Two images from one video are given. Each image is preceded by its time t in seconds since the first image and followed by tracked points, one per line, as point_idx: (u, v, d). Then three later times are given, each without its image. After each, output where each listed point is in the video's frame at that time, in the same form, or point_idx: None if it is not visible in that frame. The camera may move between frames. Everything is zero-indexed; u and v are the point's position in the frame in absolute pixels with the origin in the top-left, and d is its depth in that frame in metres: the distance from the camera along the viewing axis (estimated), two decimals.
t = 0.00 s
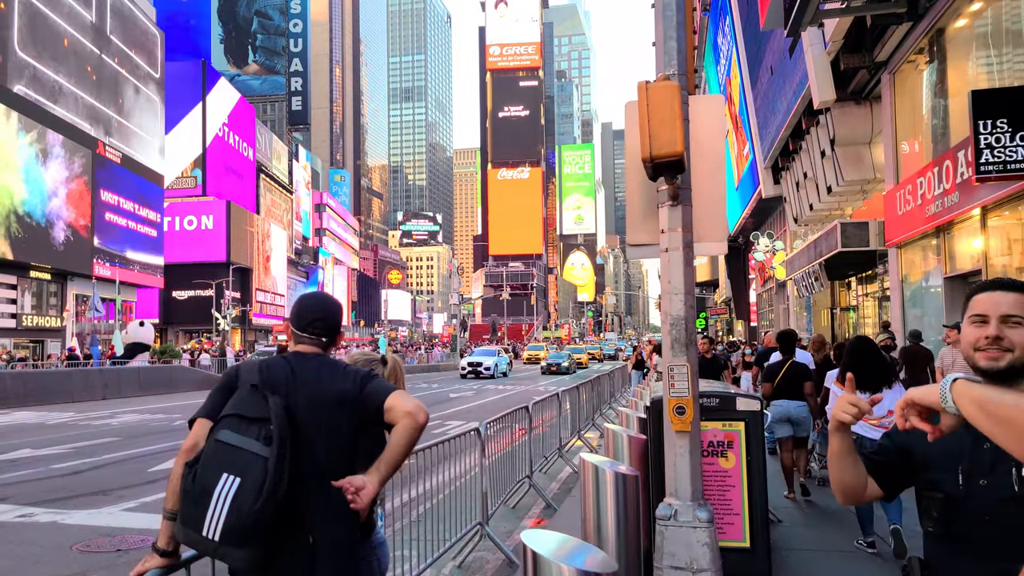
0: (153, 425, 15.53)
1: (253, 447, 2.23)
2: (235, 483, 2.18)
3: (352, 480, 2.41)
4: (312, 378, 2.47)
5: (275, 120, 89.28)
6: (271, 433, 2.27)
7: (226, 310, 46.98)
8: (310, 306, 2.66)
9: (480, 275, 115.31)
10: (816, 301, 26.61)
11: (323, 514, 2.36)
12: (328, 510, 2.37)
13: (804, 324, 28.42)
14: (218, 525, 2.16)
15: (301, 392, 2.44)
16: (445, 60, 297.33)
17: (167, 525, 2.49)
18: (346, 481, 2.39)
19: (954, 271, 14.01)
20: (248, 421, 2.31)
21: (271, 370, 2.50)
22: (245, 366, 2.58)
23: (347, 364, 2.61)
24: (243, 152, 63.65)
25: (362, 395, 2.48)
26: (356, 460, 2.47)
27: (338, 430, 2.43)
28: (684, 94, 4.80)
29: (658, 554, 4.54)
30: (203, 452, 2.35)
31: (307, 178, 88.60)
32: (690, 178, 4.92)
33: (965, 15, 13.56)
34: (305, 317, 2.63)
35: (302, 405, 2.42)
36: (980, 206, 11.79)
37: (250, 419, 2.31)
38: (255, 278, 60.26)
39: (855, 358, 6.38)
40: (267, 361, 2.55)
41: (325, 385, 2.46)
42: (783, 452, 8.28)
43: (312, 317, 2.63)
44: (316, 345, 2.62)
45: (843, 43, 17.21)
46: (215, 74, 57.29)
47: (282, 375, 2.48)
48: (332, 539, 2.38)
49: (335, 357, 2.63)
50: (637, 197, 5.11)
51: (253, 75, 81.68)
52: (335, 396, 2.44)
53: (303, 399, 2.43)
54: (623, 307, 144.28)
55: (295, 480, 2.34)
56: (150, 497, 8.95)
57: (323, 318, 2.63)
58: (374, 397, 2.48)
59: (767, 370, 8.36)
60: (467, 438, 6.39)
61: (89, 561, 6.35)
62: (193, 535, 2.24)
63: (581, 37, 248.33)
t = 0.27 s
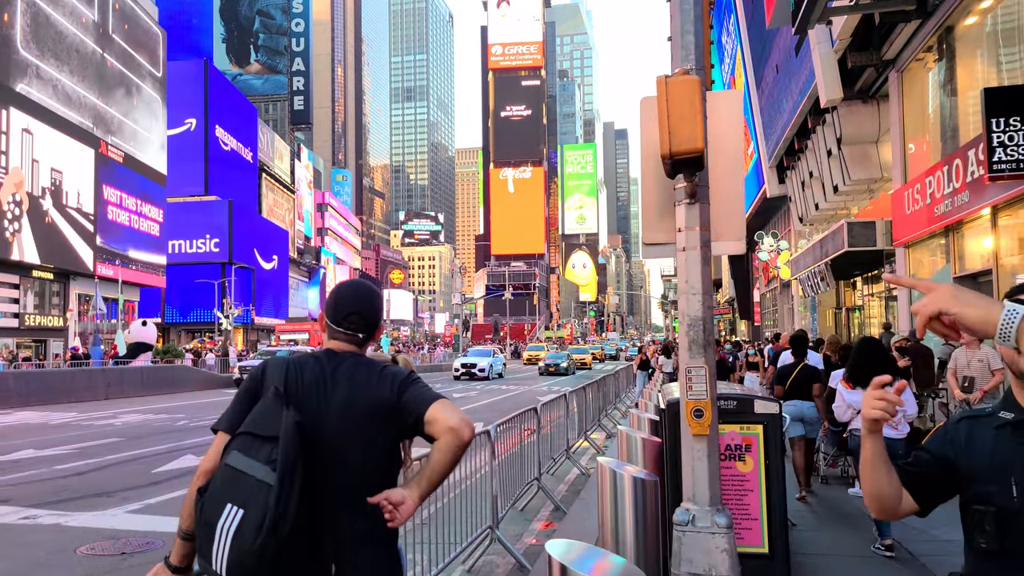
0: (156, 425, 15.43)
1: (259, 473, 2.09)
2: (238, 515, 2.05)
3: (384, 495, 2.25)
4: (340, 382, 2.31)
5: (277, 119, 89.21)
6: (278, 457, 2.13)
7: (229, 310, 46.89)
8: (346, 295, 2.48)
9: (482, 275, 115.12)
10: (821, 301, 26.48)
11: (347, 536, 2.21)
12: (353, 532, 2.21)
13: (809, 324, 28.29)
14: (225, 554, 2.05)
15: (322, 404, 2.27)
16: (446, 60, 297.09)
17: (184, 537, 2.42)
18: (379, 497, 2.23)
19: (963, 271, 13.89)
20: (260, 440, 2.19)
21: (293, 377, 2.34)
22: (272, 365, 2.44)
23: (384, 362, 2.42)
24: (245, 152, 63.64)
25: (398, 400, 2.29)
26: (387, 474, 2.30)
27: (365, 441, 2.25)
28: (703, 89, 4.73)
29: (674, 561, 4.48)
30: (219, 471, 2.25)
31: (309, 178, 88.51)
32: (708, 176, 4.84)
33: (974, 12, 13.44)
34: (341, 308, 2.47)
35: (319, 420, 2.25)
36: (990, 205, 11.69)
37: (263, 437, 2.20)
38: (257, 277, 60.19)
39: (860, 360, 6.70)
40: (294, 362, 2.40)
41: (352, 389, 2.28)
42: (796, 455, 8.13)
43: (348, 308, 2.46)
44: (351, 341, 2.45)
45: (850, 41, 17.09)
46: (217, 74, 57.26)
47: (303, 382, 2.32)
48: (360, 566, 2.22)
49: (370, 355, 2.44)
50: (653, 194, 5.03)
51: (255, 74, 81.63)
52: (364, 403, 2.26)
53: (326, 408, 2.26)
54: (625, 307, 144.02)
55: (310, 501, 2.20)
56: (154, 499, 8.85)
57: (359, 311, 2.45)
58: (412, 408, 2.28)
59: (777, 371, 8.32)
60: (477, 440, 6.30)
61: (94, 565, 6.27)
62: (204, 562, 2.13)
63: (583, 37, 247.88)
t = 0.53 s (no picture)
0: (159, 425, 15.34)
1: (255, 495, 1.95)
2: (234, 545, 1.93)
3: (411, 512, 2.16)
4: (361, 388, 2.22)
5: (279, 119, 89.05)
6: (281, 476, 1.97)
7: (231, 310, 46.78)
8: (370, 289, 2.42)
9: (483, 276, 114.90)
10: (826, 302, 26.34)
11: (370, 556, 2.10)
12: (377, 548, 2.12)
13: (813, 324, 28.14)
14: None
15: (339, 410, 2.17)
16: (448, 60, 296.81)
17: (195, 555, 2.34)
18: (410, 511, 2.16)
19: (972, 271, 13.78)
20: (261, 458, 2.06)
21: (308, 384, 2.24)
22: (287, 366, 2.34)
23: (413, 365, 2.38)
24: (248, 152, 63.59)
25: (429, 406, 2.22)
26: (411, 488, 2.19)
27: (390, 453, 2.16)
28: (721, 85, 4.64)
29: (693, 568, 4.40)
30: (227, 488, 2.15)
31: (310, 177, 88.41)
32: (725, 174, 4.75)
33: (983, 10, 13.33)
34: (365, 299, 2.41)
35: (333, 432, 2.14)
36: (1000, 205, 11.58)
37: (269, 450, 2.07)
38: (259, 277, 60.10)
39: (873, 359, 6.58)
40: (312, 363, 2.32)
41: (377, 395, 2.19)
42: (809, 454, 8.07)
43: (373, 302, 2.40)
44: (377, 337, 2.41)
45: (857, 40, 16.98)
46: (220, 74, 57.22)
47: (320, 388, 2.22)
48: None
49: (398, 355, 2.40)
50: (669, 193, 4.96)
51: (256, 74, 81.52)
52: (389, 411, 2.18)
53: (346, 418, 2.17)
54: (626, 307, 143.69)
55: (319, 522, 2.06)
56: (158, 500, 8.77)
57: (386, 303, 2.41)
58: (444, 417, 2.21)
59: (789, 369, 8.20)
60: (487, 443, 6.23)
61: (97, 568, 6.18)
62: None
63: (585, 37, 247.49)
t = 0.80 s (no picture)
0: (163, 425, 15.26)
1: (249, 510, 1.87)
2: (227, 563, 1.87)
3: (423, 530, 2.04)
4: (371, 394, 2.10)
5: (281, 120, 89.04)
6: (278, 489, 1.85)
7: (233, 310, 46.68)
8: (385, 283, 2.26)
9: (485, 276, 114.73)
10: (831, 301, 26.19)
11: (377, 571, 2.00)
12: (382, 563, 2.01)
13: (818, 324, 27.94)
14: None
15: (347, 421, 2.06)
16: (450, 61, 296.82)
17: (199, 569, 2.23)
18: (426, 527, 2.04)
19: (981, 271, 13.65)
20: (259, 471, 1.96)
21: (314, 389, 2.12)
22: (293, 367, 2.22)
23: (428, 368, 2.24)
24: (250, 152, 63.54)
25: (446, 418, 2.09)
26: (422, 504, 2.07)
27: (400, 467, 2.05)
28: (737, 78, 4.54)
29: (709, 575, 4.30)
30: (223, 503, 2.05)
31: (313, 177, 88.37)
32: (741, 170, 4.65)
33: (993, 6, 13.21)
34: (379, 296, 2.26)
35: (340, 442, 2.04)
36: (1010, 203, 11.45)
37: (266, 461, 1.95)
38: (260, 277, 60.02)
39: (882, 355, 6.53)
40: (319, 366, 2.20)
41: (387, 405, 2.07)
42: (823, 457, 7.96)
43: (388, 297, 2.26)
44: (391, 333, 2.26)
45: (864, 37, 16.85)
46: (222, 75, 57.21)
47: (328, 394, 2.11)
48: None
49: (414, 359, 2.26)
50: (683, 189, 4.87)
51: (258, 74, 81.60)
52: (402, 420, 2.06)
53: (355, 428, 2.05)
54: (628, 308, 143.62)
55: (318, 537, 1.97)
56: (161, 502, 8.68)
57: (400, 299, 2.26)
58: (461, 427, 2.08)
59: (798, 369, 8.12)
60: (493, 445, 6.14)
61: (102, 569, 6.11)
62: None
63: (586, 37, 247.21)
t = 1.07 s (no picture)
0: (168, 427, 15.20)
1: (241, 534, 1.71)
2: None
3: (431, 558, 1.81)
4: (376, 408, 1.89)
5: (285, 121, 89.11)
6: (268, 510, 1.68)
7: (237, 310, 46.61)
8: (395, 285, 2.02)
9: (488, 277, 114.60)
10: (837, 302, 26.06)
11: None
12: None
13: (824, 325, 27.81)
14: None
15: (347, 436, 1.86)
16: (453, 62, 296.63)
17: None
18: (438, 554, 1.82)
19: (992, 272, 13.52)
20: (254, 491, 1.79)
21: (315, 403, 1.93)
22: (299, 374, 2.02)
23: (443, 377, 2.00)
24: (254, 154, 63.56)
25: (455, 436, 1.84)
26: (430, 528, 1.84)
27: (408, 489, 1.83)
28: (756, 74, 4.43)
29: None
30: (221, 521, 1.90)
31: (316, 178, 88.35)
32: (760, 169, 4.55)
33: (1003, 3, 13.09)
34: (388, 300, 2.03)
35: (341, 460, 1.85)
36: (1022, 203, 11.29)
37: (261, 480, 1.78)
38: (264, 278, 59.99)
39: (884, 360, 6.75)
40: (324, 376, 2.00)
41: (391, 421, 1.85)
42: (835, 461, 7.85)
43: (397, 300, 2.01)
44: (404, 339, 2.02)
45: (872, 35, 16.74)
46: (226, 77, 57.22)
47: (330, 408, 1.91)
48: None
49: (426, 368, 2.02)
50: (698, 189, 4.74)
51: (262, 76, 81.66)
52: (407, 438, 1.83)
53: (357, 445, 1.85)
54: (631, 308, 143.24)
55: (314, 558, 1.81)
56: (167, 504, 8.60)
57: (412, 302, 2.01)
58: (474, 447, 1.83)
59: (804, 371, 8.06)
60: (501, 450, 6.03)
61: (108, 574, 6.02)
62: None
63: (588, 37, 246.87)
